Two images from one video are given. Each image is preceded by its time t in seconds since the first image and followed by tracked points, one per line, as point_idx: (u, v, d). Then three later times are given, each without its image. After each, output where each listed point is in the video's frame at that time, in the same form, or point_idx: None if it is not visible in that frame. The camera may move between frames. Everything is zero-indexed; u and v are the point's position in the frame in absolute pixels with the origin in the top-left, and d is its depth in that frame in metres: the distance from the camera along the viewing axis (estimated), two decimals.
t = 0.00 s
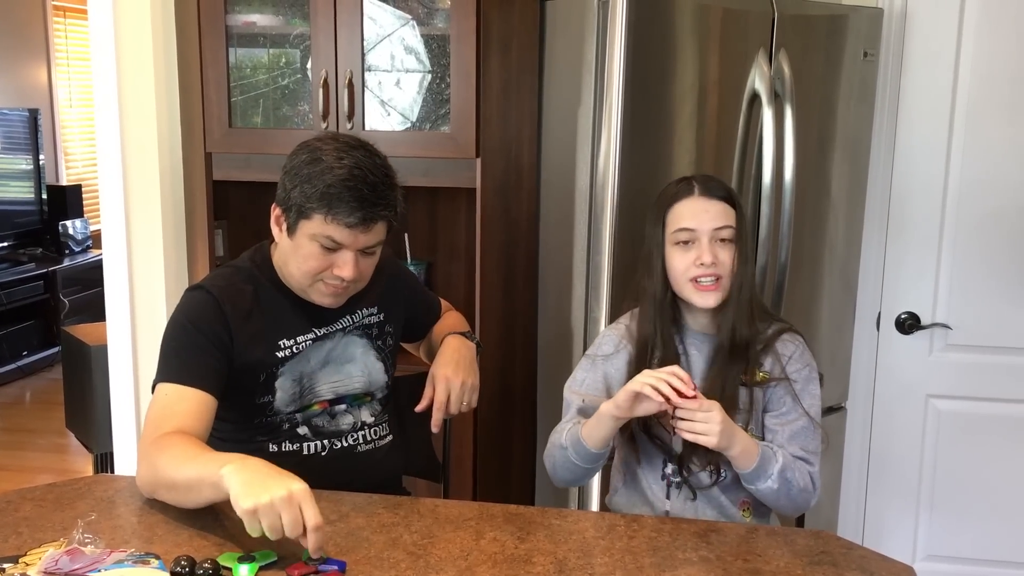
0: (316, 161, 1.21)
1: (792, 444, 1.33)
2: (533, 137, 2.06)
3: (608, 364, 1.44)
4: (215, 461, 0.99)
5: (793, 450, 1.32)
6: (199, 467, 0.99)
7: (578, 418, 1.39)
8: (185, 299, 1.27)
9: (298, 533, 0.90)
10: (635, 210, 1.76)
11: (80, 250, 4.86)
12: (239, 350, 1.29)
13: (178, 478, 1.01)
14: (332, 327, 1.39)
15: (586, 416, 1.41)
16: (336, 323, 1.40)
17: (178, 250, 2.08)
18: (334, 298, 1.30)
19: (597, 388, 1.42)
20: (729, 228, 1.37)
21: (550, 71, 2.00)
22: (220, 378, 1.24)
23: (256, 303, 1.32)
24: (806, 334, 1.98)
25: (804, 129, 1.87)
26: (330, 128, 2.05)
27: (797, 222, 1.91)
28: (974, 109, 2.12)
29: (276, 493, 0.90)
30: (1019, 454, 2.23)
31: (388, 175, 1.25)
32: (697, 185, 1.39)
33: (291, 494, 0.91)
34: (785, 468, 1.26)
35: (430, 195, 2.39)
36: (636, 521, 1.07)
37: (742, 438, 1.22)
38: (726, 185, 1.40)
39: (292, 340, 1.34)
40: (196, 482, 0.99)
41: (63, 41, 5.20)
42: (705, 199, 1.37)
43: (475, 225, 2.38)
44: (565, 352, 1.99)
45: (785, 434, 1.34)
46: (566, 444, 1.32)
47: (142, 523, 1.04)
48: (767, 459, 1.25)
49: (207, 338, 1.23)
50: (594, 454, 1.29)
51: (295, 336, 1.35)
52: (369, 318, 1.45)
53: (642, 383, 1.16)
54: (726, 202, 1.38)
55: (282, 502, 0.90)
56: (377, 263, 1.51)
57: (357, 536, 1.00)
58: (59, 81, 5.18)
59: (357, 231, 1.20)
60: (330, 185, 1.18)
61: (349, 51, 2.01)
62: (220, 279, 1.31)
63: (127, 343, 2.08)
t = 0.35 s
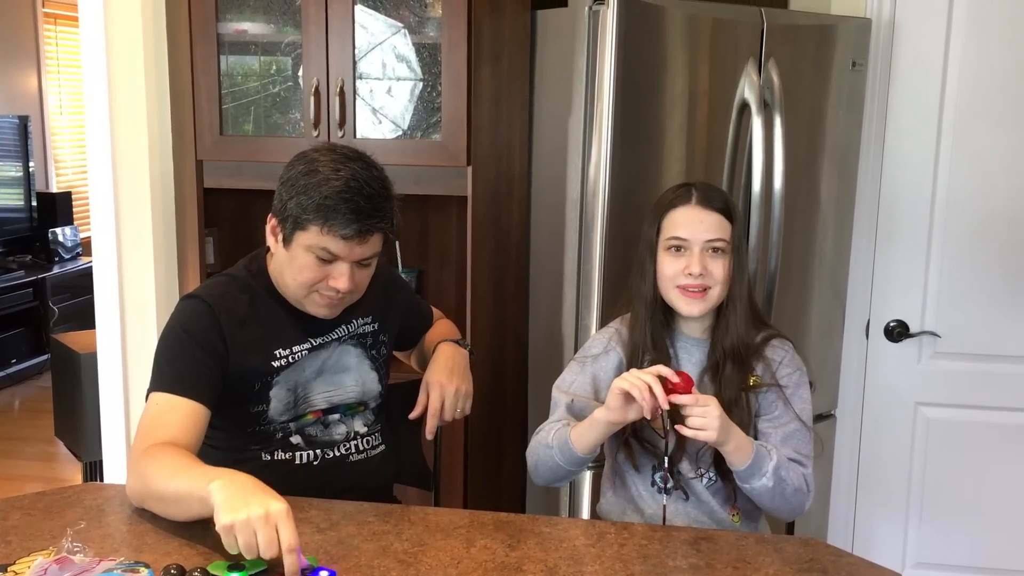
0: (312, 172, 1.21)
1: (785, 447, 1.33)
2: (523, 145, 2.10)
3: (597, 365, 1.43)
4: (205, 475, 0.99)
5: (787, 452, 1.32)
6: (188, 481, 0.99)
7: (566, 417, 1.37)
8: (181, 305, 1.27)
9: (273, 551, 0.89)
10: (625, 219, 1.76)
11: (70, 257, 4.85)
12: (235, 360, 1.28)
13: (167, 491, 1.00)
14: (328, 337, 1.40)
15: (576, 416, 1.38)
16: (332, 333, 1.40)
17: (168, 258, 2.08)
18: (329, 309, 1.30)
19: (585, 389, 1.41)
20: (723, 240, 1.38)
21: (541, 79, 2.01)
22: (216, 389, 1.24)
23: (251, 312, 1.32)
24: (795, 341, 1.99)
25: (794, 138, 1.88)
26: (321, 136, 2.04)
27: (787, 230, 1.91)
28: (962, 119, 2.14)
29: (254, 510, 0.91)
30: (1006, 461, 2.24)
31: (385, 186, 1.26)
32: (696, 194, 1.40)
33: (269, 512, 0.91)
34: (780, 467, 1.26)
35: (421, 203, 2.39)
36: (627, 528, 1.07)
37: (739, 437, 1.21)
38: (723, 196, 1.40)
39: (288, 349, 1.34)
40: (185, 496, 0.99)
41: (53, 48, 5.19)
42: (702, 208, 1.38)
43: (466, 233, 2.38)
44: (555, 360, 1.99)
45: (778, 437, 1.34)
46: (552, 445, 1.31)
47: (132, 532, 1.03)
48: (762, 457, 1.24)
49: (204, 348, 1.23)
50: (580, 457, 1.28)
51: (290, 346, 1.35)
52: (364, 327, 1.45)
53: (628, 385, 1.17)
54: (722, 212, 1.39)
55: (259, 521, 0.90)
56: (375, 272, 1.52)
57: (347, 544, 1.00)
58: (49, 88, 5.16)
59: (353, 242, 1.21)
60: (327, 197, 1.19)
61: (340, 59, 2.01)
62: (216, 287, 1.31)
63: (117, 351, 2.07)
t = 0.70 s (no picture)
0: (295, 175, 1.21)
1: (774, 447, 1.33)
2: (516, 149, 2.04)
3: (589, 365, 1.44)
4: (196, 479, 0.99)
5: (776, 452, 1.32)
6: (180, 484, 0.99)
7: (558, 416, 1.37)
8: (167, 312, 1.26)
9: (259, 555, 0.91)
10: (616, 225, 1.76)
11: (58, 260, 4.83)
12: (223, 363, 1.28)
13: (159, 494, 1.00)
14: (314, 339, 1.39)
15: (567, 415, 1.38)
16: (318, 335, 1.40)
17: (158, 262, 2.07)
18: (314, 312, 1.30)
19: (577, 389, 1.41)
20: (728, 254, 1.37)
21: (532, 86, 2.01)
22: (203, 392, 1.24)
23: (237, 316, 1.32)
24: (785, 348, 2.00)
25: (784, 146, 1.89)
26: (312, 141, 2.04)
27: (777, 237, 1.92)
28: (951, 128, 2.15)
29: (243, 512, 0.91)
30: (993, 468, 2.25)
31: (367, 188, 1.26)
32: (706, 206, 1.38)
33: (257, 516, 0.91)
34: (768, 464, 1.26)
35: (412, 208, 2.39)
36: (617, 535, 1.08)
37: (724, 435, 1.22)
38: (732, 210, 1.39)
39: (275, 352, 1.34)
40: (175, 499, 0.99)
41: (43, 51, 5.18)
42: (710, 222, 1.37)
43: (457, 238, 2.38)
44: (545, 366, 1.99)
45: (767, 438, 1.34)
46: (543, 443, 1.30)
47: (121, 537, 1.03)
48: (750, 454, 1.24)
49: (190, 351, 1.22)
50: (571, 455, 1.28)
51: (277, 348, 1.35)
52: (350, 330, 1.45)
53: (626, 382, 1.18)
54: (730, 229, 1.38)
55: (247, 524, 0.90)
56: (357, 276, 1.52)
57: (337, 550, 1.00)
58: (38, 90, 5.15)
59: (336, 243, 1.21)
60: (309, 199, 1.19)
61: (332, 64, 2.01)
62: (201, 292, 1.31)
63: (106, 355, 2.06)
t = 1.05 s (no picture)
0: (280, 166, 1.21)
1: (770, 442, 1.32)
2: (512, 150, 2.05)
3: (593, 359, 1.44)
4: (183, 486, 0.98)
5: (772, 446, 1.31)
6: (168, 491, 0.98)
7: (560, 408, 1.36)
8: (158, 312, 1.26)
9: (237, 542, 0.88)
10: (612, 224, 1.76)
11: (53, 259, 4.82)
12: (214, 361, 1.28)
13: (148, 500, 0.99)
14: (306, 335, 1.39)
15: (569, 408, 1.38)
16: (310, 331, 1.40)
17: (153, 261, 2.07)
18: (304, 304, 1.30)
19: (579, 382, 1.41)
20: (721, 259, 1.35)
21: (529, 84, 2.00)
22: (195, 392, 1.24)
23: (229, 314, 1.31)
24: (781, 347, 2.00)
25: (781, 144, 1.89)
26: (309, 139, 2.04)
27: (774, 236, 1.92)
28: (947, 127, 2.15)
29: (218, 509, 0.91)
30: (990, 467, 2.25)
31: (353, 178, 1.25)
32: (700, 211, 1.36)
33: (231, 508, 0.91)
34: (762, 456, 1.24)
35: (409, 207, 2.39)
36: (614, 533, 1.07)
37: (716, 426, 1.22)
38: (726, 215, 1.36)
39: (267, 349, 1.34)
40: (164, 506, 0.97)
41: (38, 49, 5.17)
42: (702, 228, 1.35)
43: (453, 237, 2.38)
44: (542, 364, 1.99)
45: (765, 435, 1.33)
46: (547, 433, 1.30)
47: (116, 536, 1.02)
48: (744, 446, 1.23)
49: (182, 350, 1.22)
50: (575, 445, 1.28)
51: (269, 345, 1.34)
52: (343, 326, 1.44)
53: (625, 361, 1.18)
54: (722, 235, 1.35)
55: (223, 517, 0.90)
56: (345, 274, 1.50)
57: (333, 549, 1.00)
58: (34, 89, 5.14)
59: (322, 232, 1.20)
60: (294, 188, 1.18)
61: (329, 62, 2.01)
62: (191, 292, 1.30)
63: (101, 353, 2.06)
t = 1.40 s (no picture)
0: (277, 168, 1.21)
1: (762, 448, 1.32)
2: (509, 150, 2.05)
3: (588, 361, 1.44)
4: (199, 494, 0.95)
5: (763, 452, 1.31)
6: (184, 498, 0.96)
7: (559, 412, 1.37)
8: (157, 321, 1.25)
9: None
10: (610, 225, 1.76)
11: (51, 259, 4.82)
12: (216, 370, 1.29)
13: (161, 505, 0.98)
14: (304, 341, 1.39)
15: (566, 410, 1.38)
16: (308, 337, 1.40)
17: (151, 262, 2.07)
18: (304, 307, 1.29)
19: (576, 386, 1.41)
20: (709, 268, 1.34)
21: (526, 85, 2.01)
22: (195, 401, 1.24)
23: (228, 322, 1.31)
24: (779, 347, 2.00)
25: (778, 145, 1.89)
26: (307, 140, 2.04)
27: (771, 236, 1.92)
28: (944, 127, 2.15)
29: (235, 534, 0.87)
30: (987, 466, 2.26)
31: (350, 180, 1.26)
32: (687, 220, 1.34)
33: (248, 536, 0.87)
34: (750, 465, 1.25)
35: (406, 208, 2.39)
36: (611, 534, 1.08)
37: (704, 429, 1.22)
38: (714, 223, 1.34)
39: (265, 356, 1.34)
40: (180, 512, 0.96)
41: (35, 50, 5.16)
42: (688, 238, 1.33)
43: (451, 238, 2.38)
44: (539, 365, 1.99)
45: (758, 440, 1.34)
46: (547, 437, 1.30)
47: (113, 537, 1.03)
48: (733, 456, 1.24)
49: (185, 356, 1.22)
50: (575, 448, 1.28)
51: (268, 352, 1.35)
52: (340, 330, 1.44)
53: (616, 360, 1.19)
54: (709, 244, 1.33)
55: (240, 546, 0.86)
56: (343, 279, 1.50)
57: (330, 550, 1.00)
58: (31, 90, 5.13)
59: (321, 234, 1.20)
60: (292, 191, 1.18)
61: (326, 63, 2.01)
62: (188, 298, 1.30)
63: (99, 354, 2.06)
